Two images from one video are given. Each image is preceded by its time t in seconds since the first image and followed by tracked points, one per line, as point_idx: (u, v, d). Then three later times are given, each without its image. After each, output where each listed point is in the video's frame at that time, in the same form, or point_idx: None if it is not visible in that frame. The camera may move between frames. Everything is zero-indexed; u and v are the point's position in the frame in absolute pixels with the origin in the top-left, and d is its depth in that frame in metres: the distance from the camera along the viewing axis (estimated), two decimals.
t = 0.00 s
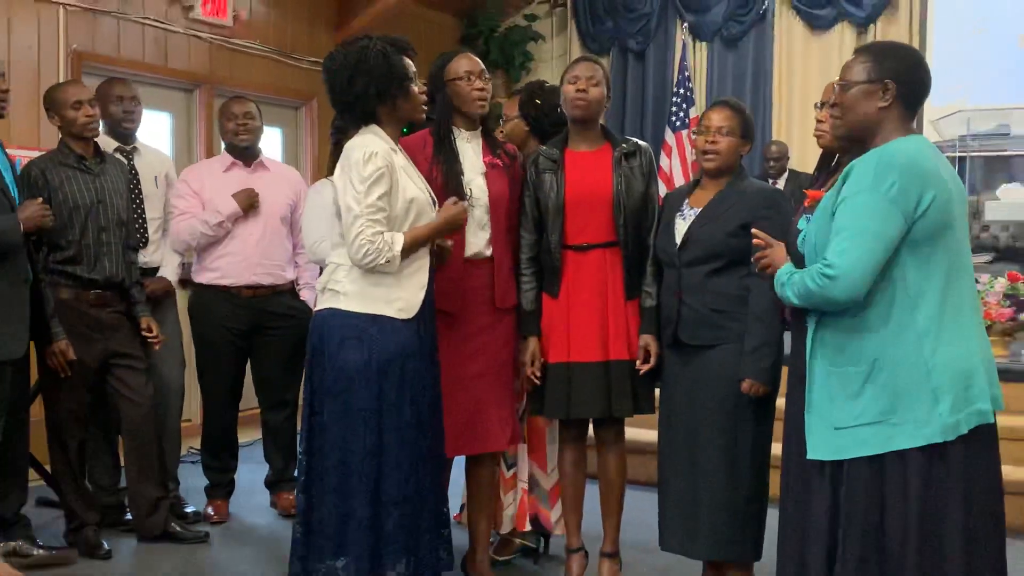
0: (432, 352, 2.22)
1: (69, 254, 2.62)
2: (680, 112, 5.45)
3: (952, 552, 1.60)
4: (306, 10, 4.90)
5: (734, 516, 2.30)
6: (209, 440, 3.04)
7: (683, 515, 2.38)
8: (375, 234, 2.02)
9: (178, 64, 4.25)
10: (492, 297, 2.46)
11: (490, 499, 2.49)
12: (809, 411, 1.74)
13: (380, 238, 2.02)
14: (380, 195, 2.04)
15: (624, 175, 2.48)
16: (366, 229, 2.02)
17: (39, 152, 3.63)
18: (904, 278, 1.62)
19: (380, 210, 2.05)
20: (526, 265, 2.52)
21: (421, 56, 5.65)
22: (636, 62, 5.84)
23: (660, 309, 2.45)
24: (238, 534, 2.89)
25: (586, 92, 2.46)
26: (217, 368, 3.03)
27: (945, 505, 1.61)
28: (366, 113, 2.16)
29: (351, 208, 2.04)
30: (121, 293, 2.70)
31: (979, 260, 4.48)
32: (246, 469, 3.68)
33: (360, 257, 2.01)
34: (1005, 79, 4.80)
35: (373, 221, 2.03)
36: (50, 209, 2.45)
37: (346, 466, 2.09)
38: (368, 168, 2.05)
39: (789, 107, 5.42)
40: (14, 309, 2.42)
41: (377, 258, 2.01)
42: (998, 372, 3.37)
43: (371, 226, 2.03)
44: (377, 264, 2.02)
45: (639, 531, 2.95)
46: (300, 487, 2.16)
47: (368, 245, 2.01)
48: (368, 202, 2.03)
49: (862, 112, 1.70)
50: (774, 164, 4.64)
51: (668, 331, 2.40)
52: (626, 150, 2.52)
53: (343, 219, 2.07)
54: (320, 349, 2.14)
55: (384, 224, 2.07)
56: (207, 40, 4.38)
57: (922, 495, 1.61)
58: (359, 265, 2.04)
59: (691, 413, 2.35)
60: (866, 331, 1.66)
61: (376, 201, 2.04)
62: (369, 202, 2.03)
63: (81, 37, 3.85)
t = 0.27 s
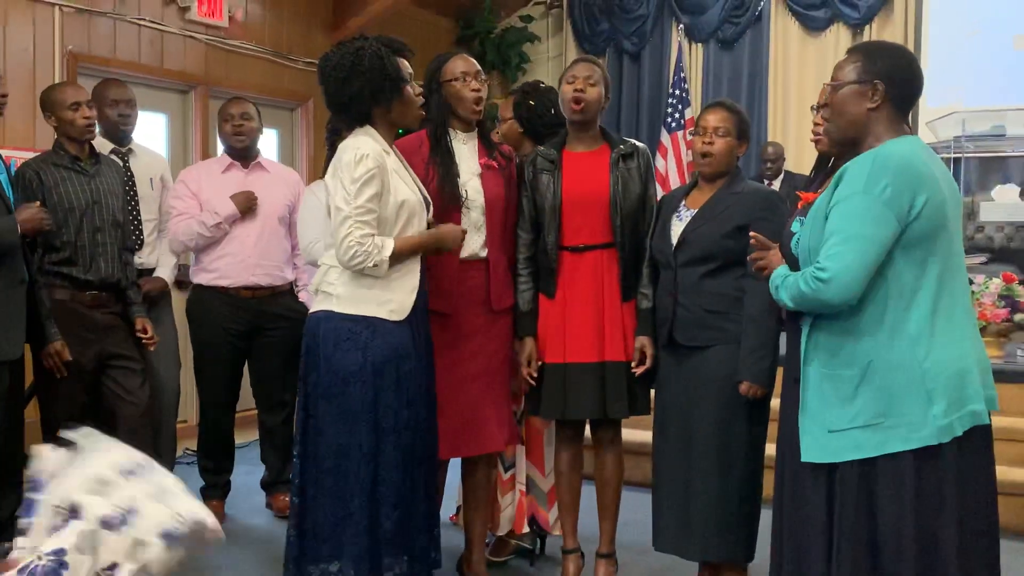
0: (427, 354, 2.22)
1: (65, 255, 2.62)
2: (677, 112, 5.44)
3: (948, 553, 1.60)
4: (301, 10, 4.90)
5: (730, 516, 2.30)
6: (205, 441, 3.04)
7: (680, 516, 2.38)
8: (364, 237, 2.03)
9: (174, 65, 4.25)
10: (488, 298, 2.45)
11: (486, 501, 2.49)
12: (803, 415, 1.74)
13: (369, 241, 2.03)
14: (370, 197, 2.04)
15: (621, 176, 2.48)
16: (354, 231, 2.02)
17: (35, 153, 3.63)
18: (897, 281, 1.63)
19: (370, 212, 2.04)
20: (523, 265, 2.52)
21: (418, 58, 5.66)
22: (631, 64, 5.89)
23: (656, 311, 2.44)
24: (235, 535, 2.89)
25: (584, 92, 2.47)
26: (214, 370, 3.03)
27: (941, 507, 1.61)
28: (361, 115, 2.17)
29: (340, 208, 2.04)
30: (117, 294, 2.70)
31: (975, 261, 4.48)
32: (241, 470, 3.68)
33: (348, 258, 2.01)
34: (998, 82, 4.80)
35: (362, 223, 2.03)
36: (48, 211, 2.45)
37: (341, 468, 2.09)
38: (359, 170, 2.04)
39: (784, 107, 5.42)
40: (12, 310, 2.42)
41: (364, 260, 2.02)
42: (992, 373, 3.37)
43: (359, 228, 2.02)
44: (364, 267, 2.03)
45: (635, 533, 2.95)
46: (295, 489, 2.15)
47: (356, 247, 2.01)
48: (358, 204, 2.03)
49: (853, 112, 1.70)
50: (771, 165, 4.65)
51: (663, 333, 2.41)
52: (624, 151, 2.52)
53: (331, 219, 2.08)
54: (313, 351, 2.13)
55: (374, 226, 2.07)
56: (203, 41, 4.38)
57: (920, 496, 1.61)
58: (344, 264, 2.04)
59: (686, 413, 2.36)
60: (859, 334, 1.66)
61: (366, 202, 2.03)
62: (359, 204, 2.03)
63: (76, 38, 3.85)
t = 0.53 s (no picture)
0: (423, 355, 2.22)
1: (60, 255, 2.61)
2: (674, 112, 5.38)
3: (942, 553, 1.60)
4: (298, 10, 4.89)
5: (726, 517, 2.30)
6: (201, 442, 3.04)
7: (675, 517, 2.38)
8: (356, 238, 2.03)
9: (170, 66, 4.24)
10: (485, 299, 2.45)
11: (482, 503, 2.49)
12: (796, 416, 1.75)
13: (360, 243, 2.03)
14: (365, 199, 2.04)
15: (621, 177, 2.49)
16: (347, 232, 2.02)
17: (31, 154, 3.63)
18: (892, 283, 1.63)
19: (364, 214, 2.05)
20: (520, 266, 2.53)
21: (415, 58, 5.66)
22: (628, 65, 5.90)
23: (653, 312, 2.45)
24: (231, 536, 2.89)
25: (588, 93, 2.47)
26: (210, 371, 3.03)
27: (935, 507, 1.61)
28: (356, 115, 2.17)
29: (334, 209, 2.04)
30: (112, 295, 2.70)
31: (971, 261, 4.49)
32: (237, 471, 3.68)
33: (338, 259, 2.01)
34: (994, 82, 4.81)
35: (355, 225, 2.03)
36: (42, 211, 2.45)
37: (338, 469, 2.09)
38: (356, 172, 2.04)
39: (781, 108, 5.42)
40: (6, 311, 2.42)
41: (354, 263, 2.02)
42: (990, 373, 3.37)
43: (353, 229, 2.03)
44: (354, 269, 2.02)
45: (631, 533, 2.95)
46: (292, 490, 2.15)
47: (347, 248, 2.01)
48: (352, 205, 2.03)
49: (849, 112, 1.71)
50: (767, 166, 4.65)
51: (659, 333, 2.41)
52: (624, 152, 2.52)
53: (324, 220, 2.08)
54: (309, 351, 2.13)
55: (367, 228, 2.07)
56: (199, 42, 4.37)
57: (914, 497, 1.61)
58: (333, 265, 2.04)
59: (681, 414, 2.36)
60: (854, 335, 1.66)
61: (361, 204, 2.04)
62: (354, 205, 2.03)
63: (73, 39, 3.85)
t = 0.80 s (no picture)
0: (418, 355, 2.22)
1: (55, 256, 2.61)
2: (670, 112, 5.37)
3: (936, 553, 1.60)
4: (293, 10, 4.89)
5: (720, 517, 2.30)
6: (196, 442, 3.04)
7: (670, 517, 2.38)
8: (356, 246, 2.03)
9: (165, 66, 4.24)
10: (480, 299, 2.45)
11: (477, 503, 2.49)
12: (790, 416, 1.75)
13: (360, 251, 2.03)
14: (362, 207, 2.04)
15: (618, 179, 2.49)
16: (346, 241, 2.02)
17: (26, 154, 3.62)
18: (885, 283, 1.63)
19: (362, 221, 2.05)
20: (516, 266, 2.53)
21: (411, 59, 5.66)
22: (624, 65, 5.90)
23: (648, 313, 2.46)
24: (226, 537, 2.89)
25: (589, 94, 2.47)
26: (205, 371, 3.02)
27: (928, 507, 1.61)
28: (351, 115, 2.16)
29: (333, 217, 2.04)
30: (107, 295, 2.69)
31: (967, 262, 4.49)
32: (233, 471, 3.68)
33: (340, 267, 2.02)
34: (991, 81, 4.78)
35: (354, 233, 2.03)
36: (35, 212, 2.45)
37: (333, 470, 2.09)
38: (353, 179, 2.03)
39: (777, 108, 5.44)
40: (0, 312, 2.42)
41: (355, 269, 2.02)
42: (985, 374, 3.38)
43: (352, 237, 2.03)
44: (355, 275, 2.03)
45: (626, 533, 2.95)
46: (287, 490, 2.15)
47: (347, 256, 2.01)
48: (349, 213, 2.03)
49: (846, 113, 1.71)
50: (764, 166, 4.65)
51: (653, 334, 2.41)
52: (620, 153, 2.52)
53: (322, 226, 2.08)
54: (304, 351, 2.13)
55: (365, 235, 2.07)
56: (195, 42, 4.37)
57: (906, 496, 1.61)
58: (336, 274, 2.04)
59: (675, 414, 2.35)
60: (849, 335, 1.67)
61: (358, 212, 2.04)
62: (351, 213, 2.03)
63: (68, 39, 3.85)
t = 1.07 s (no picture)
0: (417, 356, 2.22)
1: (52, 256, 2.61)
2: (667, 113, 5.39)
3: (934, 553, 1.60)
4: (291, 11, 4.89)
5: (718, 517, 2.30)
6: (193, 443, 3.04)
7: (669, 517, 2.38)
8: (354, 247, 2.02)
9: (162, 66, 4.23)
10: (478, 300, 2.45)
11: (475, 503, 2.49)
12: (790, 411, 1.76)
13: (359, 251, 2.02)
14: (361, 207, 2.04)
15: (612, 179, 2.48)
16: (346, 242, 2.02)
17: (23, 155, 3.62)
18: (884, 282, 1.63)
19: (361, 222, 2.05)
20: (514, 266, 2.53)
21: (409, 59, 5.66)
22: (621, 65, 5.91)
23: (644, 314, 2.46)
24: (224, 538, 2.88)
25: (585, 94, 2.46)
26: (202, 372, 3.02)
27: (926, 507, 1.61)
28: (349, 116, 2.16)
29: (331, 217, 2.03)
30: (104, 296, 2.69)
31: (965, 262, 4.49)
32: (231, 472, 3.68)
33: (339, 268, 2.01)
34: (988, 82, 4.80)
35: (353, 234, 2.03)
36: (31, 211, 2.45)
37: (331, 471, 2.09)
38: (352, 179, 2.03)
39: (774, 109, 5.45)
40: None
41: (355, 271, 2.02)
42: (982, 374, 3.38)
43: (351, 238, 2.03)
44: (355, 276, 2.02)
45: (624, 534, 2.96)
46: (285, 490, 2.15)
47: (346, 257, 2.01)
48: (348, 214, 2.03)
49: (845, 113, 1.71)
50: (761, 166, 4.66)
51: (650, 334, 2.41)
52: (616, 154, 2.51)
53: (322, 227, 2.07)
54: (303, 352, 2.13)
55: (365, 235, 2.07)
56: (191, 42, 4.36)
57: (904, 495, 1.61)
58: (336, 275, 2.04)
59: (672, 414, 2.35)
60: (847, 334, 1.67)
61: (358, 212, 2.04)
62: (351, 214, 2.03)
63: (65, 39, 3.84)
